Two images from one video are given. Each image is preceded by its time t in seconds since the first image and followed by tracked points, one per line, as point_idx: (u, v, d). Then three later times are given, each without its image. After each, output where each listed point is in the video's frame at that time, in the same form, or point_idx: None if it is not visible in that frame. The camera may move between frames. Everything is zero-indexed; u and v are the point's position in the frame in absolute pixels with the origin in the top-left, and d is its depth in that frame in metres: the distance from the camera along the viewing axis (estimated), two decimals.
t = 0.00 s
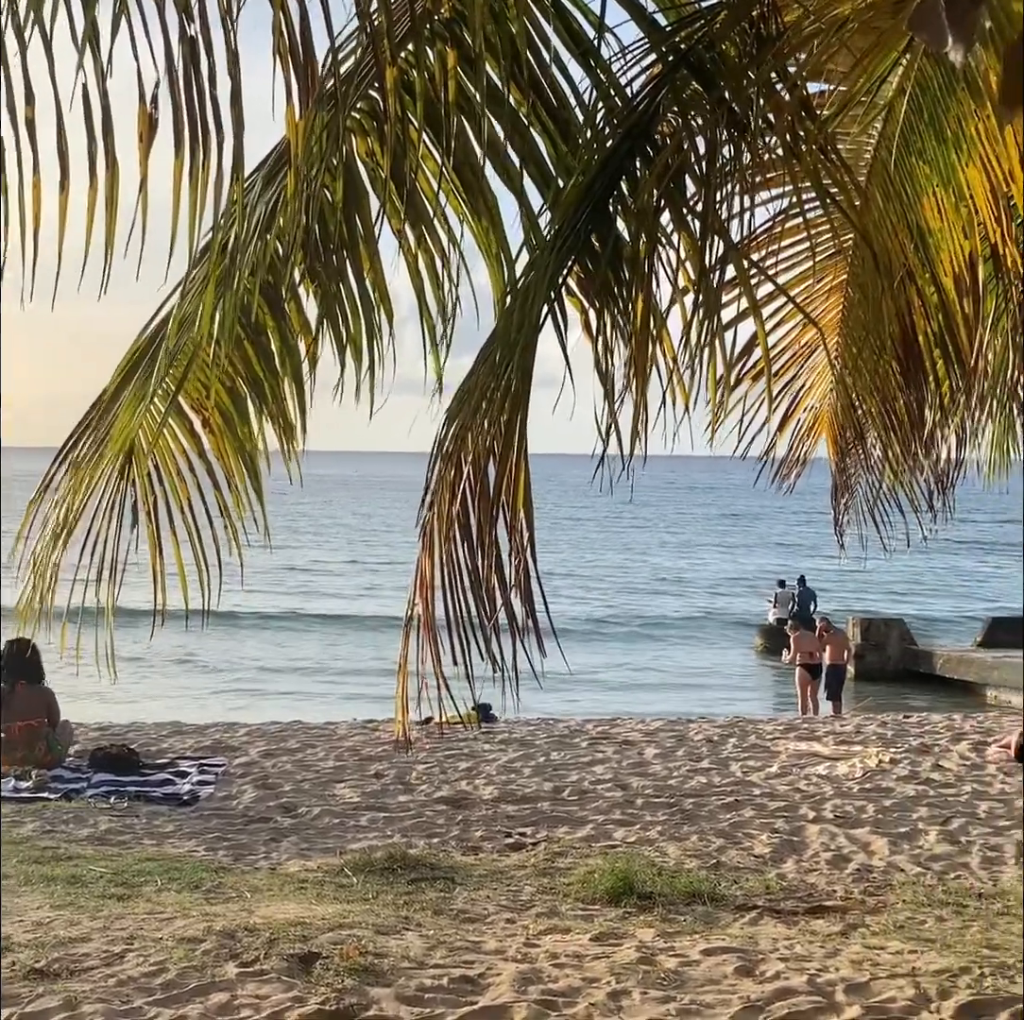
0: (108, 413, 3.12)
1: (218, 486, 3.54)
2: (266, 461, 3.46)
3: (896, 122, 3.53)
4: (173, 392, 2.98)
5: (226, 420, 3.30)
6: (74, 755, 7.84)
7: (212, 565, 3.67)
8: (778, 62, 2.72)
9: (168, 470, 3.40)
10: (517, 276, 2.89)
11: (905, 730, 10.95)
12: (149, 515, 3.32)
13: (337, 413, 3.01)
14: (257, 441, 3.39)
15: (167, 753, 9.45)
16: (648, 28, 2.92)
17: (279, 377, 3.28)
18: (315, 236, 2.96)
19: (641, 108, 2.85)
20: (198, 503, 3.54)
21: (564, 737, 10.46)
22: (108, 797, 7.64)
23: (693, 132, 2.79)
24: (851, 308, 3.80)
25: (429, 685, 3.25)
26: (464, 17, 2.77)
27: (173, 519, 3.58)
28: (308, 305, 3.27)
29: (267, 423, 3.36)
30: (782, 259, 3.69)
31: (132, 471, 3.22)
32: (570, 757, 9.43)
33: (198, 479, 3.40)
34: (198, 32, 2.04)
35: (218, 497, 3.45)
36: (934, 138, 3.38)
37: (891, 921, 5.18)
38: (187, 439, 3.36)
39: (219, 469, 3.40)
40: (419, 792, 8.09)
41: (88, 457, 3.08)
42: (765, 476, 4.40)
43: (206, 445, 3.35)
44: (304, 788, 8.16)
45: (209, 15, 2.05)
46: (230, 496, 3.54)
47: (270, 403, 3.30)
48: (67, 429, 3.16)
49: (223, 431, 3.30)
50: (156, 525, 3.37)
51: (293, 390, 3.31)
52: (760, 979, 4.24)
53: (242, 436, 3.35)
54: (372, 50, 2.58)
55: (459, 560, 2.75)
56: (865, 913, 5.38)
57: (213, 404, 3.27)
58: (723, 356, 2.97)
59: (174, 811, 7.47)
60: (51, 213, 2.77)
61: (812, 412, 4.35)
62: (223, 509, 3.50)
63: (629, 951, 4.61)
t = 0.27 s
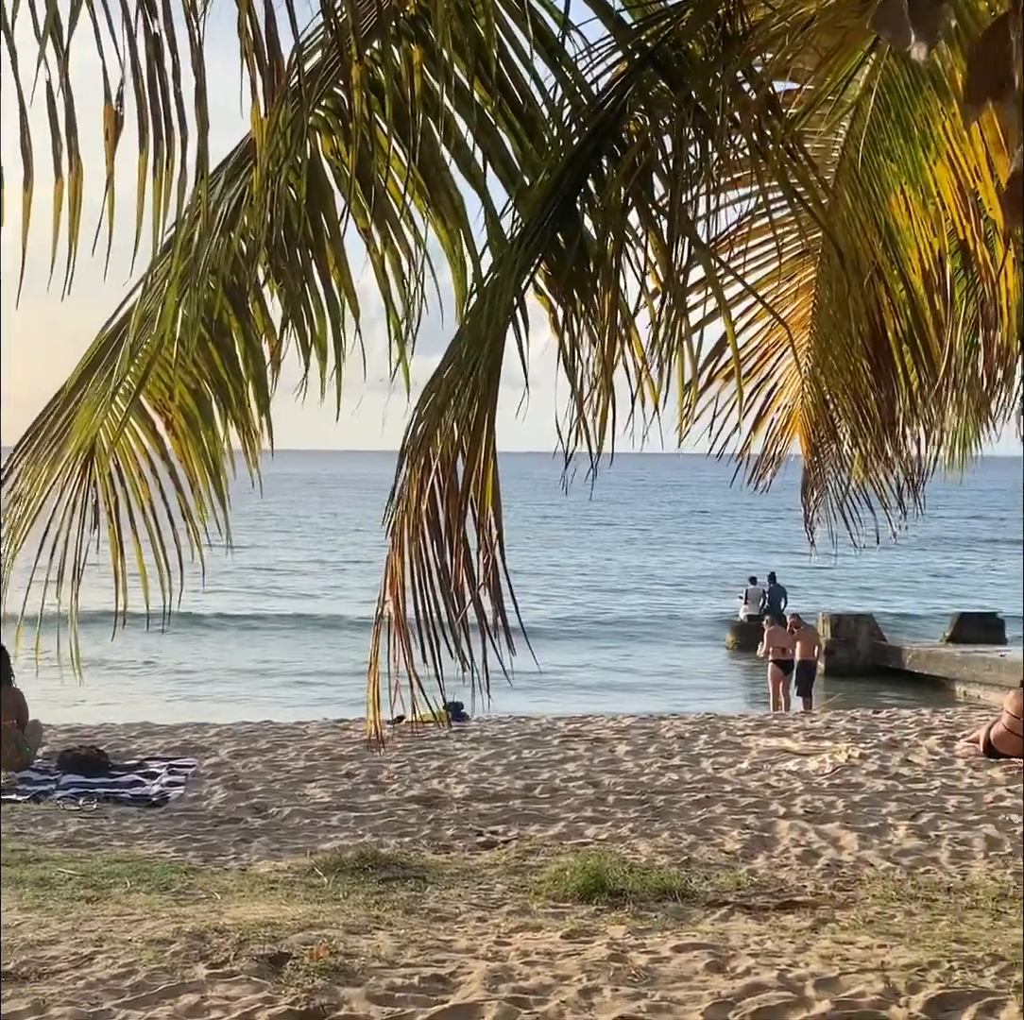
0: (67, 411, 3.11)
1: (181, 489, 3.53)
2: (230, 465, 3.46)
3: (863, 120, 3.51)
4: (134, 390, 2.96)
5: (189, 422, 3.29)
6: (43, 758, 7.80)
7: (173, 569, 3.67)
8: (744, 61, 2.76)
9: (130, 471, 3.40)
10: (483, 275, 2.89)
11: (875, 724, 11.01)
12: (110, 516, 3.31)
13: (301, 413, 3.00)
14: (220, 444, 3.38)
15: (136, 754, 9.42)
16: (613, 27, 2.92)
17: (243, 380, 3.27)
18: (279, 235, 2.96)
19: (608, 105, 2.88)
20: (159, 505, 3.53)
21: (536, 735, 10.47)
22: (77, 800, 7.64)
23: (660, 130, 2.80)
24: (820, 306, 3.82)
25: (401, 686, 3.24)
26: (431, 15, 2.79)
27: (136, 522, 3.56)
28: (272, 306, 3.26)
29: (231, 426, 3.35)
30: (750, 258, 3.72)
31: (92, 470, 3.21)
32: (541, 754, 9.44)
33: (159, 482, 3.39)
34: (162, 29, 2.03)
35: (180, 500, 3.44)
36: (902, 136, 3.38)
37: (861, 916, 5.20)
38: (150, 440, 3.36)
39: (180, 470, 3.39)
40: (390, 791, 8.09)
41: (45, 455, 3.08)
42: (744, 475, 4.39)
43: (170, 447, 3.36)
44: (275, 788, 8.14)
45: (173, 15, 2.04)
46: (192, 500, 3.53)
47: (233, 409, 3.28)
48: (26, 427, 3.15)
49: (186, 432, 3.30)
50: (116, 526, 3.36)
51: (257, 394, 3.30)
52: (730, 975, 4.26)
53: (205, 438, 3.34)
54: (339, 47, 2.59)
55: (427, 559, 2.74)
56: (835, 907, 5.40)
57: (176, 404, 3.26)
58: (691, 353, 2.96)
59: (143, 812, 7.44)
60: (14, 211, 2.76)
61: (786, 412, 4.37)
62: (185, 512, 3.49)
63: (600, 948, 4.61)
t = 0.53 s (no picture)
0: (27, 412, 3.11)
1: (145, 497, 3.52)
2: (196, 472, 3.47)
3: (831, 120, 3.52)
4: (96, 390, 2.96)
5: (154, 429, 3.29)
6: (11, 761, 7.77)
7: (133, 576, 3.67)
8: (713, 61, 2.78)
9: (93, 475, 3.40)
10: (452, 277, 2.88)
11: (844, 722, 11.06)
12: (69, 520, 3.30)
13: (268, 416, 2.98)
14: (185, 452, 3.38)
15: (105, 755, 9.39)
16: (581, 27, 2.92)
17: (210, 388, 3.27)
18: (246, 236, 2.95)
19: (576, 104, 2.89)
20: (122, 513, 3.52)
21: (506, 735, 10.48)
22: (45, 802, 7.62)
23: (629, 131, 2.81)
24: (789, 304, 3.84)
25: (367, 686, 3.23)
26: (397, 15, 2.79)
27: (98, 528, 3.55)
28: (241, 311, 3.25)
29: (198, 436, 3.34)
30: (718, 255, 3.73)
31: (55, 474, 3.20)
32: (513, 753, 9.44)
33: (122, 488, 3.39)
34: (128, 27, 2.01)
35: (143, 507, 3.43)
36: (869, 136, 3.36)
37: (831, 913, 5.22)
38: (114, 444, 3.36)
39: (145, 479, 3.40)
40: (360, 791, 8.08)
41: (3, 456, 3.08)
42: (713, 471, 4.37)
43: (135, 453, 3.36)
44: (245, 789, 8.12)
45: (138, 12, 2.03)
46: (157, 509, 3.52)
47: (200, 417, 3.28)
48: None
49: (151, 438, 3.30)
50: (78, 531, 3.35)
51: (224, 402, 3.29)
52: (701, 973, 4.27)
53: (169, 445, 3.33)
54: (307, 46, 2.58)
55: (398, 559, 2.73)
56: (805, 905, 5.42)
57: (141, 409, 3.26)
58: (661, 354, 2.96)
59: (112, 814, 7.42)
60: None
61: (756, 405, 4.39)
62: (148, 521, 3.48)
63: (571, 948, 4.61)
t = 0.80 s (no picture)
0: None
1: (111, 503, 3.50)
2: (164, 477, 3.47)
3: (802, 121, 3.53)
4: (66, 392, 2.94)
5: (123, 433, 3.27)
6: None
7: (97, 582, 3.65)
8: (684, 62, 2.77)
9: (58, 480, 3.38)
10: (424, 279, 2.87)
11: (818, 721, 11.09)
12: (33, 523, 3.27)
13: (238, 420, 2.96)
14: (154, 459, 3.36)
15: (78, 759, 9.35)
16: (554, 28, 2.91)
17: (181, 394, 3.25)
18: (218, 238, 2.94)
19: (547, 106, 2.87)
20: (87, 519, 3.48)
21: (480, 735, 10.48)
22: (17, 805, 7.60)
23: (601, 132, 2.80)
24: (762, 304, 3.84)
25: (339, 693, 3.19)
26: (369, 16, 2.79)
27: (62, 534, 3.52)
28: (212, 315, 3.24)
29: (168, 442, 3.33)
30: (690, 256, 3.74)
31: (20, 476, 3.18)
32: (487, 754, 9.44)
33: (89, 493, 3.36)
34: (98, 24, 1.99)
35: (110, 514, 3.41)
36: (842, 136, 3.39)
37: (804, 912, 5.24)
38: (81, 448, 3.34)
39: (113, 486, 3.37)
40: (333, 792, 8.07)
41: None
42: (682, 467, 4.35)
43: (103, 459, 3.35)
44: (218, 790, 8.10)
45: (109, 9, 2.01)
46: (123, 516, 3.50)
47: (171, 422, 3.27)
48: None
49: (120, 444, 3.29)
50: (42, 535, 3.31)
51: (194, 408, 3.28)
52: (675, 972, 4.27)
53: (138, 450, 3.32)
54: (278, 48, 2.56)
55: (371, 560, 2.69)
56: (778, 903, 5.44)
57: (110, 413, 3.25)
58: (635, 356, 2.96)
59: (84, 816, 7.39)
60: None
61: (726, 404, 4.40)
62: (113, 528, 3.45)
63: (545, 948, 4.62)
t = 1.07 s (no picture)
0: None
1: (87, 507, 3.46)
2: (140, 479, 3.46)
3: (777, 122, 3.55)
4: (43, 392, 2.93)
5: (100, 435, 3.26)
6: None
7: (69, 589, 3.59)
8: (660, 62, 2.78)
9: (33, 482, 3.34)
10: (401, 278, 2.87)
11: (796, 719, 11.11)
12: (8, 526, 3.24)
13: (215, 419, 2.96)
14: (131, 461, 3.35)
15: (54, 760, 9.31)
16: (529, 28, 2.92)
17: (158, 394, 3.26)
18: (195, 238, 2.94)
19: (524, 105, 2.88)
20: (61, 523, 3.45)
21: (457, 735, 10.48)
22: None
23: (577, 132, 2.80)
24: (739, 305, 3.86)
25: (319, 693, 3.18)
26: (345, 16, 2.79)
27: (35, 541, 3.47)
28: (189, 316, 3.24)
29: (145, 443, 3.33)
30: (667, 257, 3.75)
31: None
32: (466, 754, 9.44)
33: (64, 496, 3.34)
34: (77, 24, 1.98)
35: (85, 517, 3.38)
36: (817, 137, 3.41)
37: (780, 910, 5.25)
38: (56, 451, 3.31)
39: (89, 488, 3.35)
40: (311, 793, 8.06)
41: None
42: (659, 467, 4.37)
43: (78, 461, 3.33)
44: (195, 791, 8.09)
45: (86, 9, 2.00)
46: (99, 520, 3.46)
47: (149, 423, 3.28)
48: None
49: (98, 446, 3.28)
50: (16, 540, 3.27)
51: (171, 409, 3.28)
52: (652, 972, 4.28)
53: (115, 452, 3.31)
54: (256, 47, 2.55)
55: (349, 560, 2.69)
56: (755, 902, 5.45)
57: (87, 414, 3.24)
58: (612, 355, 2.96)
59: (60, 818, 7.37)
60: None
61: (703, 405, 4.41)
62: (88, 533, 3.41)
63: (522, 947, 4.62)
